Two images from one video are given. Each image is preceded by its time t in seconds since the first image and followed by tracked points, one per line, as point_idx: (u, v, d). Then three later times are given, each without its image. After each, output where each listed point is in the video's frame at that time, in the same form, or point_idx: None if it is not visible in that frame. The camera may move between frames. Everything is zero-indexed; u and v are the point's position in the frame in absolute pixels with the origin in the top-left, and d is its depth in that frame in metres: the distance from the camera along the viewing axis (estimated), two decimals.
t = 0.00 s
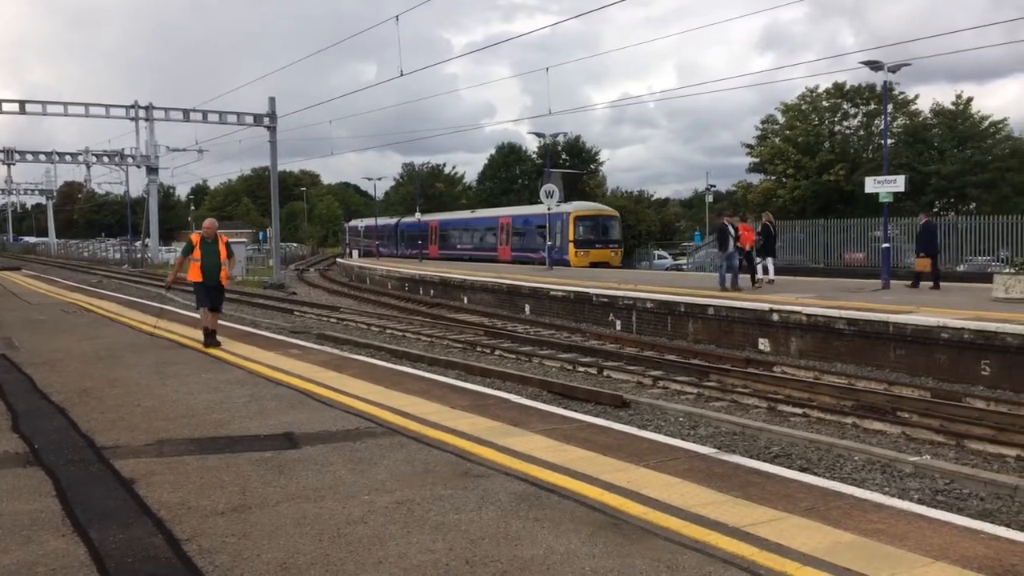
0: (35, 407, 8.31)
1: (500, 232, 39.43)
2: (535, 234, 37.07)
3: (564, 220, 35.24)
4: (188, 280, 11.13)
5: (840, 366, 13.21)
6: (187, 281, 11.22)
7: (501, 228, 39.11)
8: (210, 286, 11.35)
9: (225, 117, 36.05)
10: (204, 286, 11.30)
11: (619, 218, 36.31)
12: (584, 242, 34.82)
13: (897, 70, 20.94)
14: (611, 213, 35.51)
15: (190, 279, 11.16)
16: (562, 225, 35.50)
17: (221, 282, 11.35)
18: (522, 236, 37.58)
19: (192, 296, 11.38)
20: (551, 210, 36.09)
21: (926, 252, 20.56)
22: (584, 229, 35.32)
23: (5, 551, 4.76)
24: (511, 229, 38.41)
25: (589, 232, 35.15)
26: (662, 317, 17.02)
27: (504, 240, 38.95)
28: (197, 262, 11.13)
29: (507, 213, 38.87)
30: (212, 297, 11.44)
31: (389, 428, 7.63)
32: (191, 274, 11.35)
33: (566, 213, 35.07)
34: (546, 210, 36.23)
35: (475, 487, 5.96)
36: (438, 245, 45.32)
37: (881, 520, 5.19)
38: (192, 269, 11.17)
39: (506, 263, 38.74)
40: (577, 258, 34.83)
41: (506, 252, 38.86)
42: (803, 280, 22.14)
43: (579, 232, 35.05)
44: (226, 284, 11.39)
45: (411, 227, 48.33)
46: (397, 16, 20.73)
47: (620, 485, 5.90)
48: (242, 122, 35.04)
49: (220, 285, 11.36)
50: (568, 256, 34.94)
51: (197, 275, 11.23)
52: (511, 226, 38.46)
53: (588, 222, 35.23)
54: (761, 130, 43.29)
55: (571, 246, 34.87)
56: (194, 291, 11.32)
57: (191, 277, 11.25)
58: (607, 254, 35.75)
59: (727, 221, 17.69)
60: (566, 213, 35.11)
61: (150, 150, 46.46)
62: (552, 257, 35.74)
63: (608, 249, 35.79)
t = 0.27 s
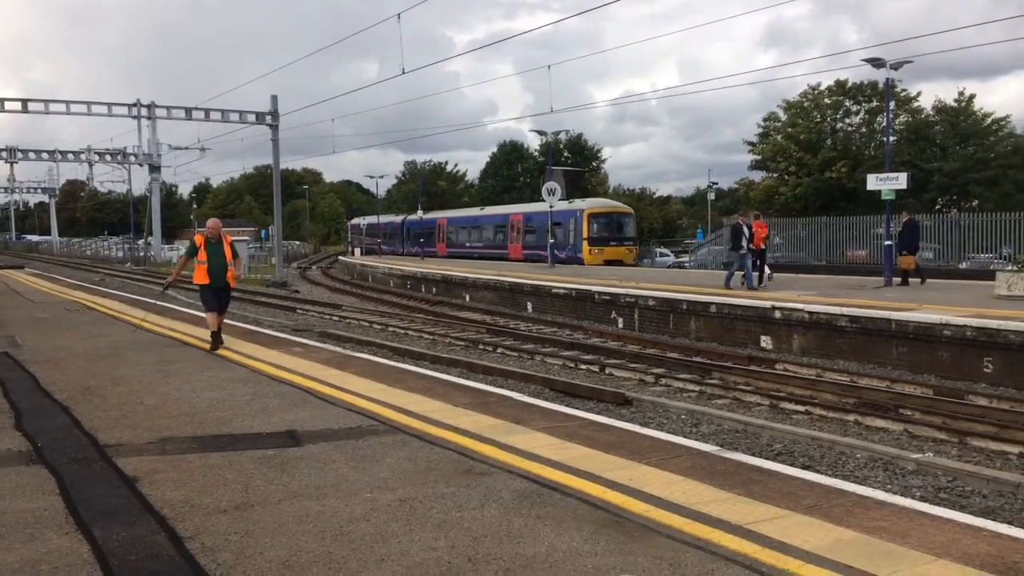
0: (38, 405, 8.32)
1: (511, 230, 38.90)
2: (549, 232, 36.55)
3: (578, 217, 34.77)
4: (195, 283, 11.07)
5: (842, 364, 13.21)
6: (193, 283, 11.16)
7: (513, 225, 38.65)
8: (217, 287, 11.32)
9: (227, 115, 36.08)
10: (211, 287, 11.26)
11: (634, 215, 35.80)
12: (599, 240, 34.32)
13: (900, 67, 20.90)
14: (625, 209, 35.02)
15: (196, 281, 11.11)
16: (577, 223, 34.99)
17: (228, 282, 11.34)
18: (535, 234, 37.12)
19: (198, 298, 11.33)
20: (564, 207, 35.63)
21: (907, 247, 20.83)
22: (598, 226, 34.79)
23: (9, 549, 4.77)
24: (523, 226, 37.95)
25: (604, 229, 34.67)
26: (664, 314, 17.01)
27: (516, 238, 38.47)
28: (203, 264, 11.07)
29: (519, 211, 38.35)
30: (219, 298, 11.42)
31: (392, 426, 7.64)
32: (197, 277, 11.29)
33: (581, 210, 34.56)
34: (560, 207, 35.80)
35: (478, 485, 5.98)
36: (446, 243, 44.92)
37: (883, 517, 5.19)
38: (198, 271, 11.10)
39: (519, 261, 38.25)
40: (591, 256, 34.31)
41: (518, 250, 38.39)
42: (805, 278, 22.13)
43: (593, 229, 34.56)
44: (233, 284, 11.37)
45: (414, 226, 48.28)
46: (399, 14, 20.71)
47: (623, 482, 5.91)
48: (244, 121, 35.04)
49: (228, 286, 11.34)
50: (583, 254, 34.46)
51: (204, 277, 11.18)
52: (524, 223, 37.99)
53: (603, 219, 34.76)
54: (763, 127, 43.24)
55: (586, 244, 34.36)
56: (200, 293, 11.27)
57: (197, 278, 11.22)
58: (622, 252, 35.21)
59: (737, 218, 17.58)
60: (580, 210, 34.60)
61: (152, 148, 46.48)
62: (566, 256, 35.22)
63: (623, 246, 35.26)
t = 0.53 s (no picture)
0: (39, 405, 8.32)
1: (523, 228, 38.28)
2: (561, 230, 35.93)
3: (592, 215, 34.15)
4: (198, 281, 10.97)
5: (844, 362, 13.20)
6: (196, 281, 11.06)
7: (524, 224, 38.08)
8: (220, 285, 11.24)
9: (228, 114, 36.08)
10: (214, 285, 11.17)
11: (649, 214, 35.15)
12: (613, 239, 33.68)
13: (901, 65, 20.88)
14: (640, 207, 34.40)
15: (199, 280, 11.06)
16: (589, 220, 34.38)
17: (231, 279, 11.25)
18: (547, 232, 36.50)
19: (201, 296, 11.24)
20: (577, 205, 35.03)
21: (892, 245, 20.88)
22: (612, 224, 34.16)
23: (9, 548, 4.77)
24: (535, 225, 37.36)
25: (618, 228, 34.04)
26: (665, 313, 17.00)
27: (528, 238, 37.87)
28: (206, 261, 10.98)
29: (530, 208, 37.76)
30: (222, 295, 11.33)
31: (393, 425, 7.63)
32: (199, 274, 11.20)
33: (594, 208, 33.95)
34: (573, 205, 35.18)
35: (478, 484, 5.97)
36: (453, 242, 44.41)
37: (884, 516, 5.19)
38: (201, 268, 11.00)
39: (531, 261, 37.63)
40: (605, 255, 33.69)
41: (529, 250, 37.79)
42: (807, 277, 22.10)
43: (607, 228, 33.94)
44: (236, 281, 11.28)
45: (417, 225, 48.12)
46: (399, 13, 20.70)
47: (624, 481, 5.90)
48: (245, 120, 35.05)
49: (231, 283, 11.26)
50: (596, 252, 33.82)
51: (206, 275, 11.09)
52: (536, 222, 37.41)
53: (617, 217, 34.12)
54: (765, 126, 43.20)
55: (599, 242, 33.75)
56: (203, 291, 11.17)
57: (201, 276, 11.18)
58: (636, 252, 34.56)
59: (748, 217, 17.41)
60: (593, 208, 34.00)
61: (153, 147, 46.50)
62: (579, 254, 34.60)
63: (637, 245, 34.61)
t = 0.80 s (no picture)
0: (35, 406, 8.31)
1: (530, 227, 37.42)
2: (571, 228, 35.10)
3: (603, 213, 33.30)
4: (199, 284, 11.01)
5: (842, 360, 13.21)
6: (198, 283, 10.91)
7: (532, 222, 37.27)
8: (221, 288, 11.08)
9: (226, 114, 36.02)
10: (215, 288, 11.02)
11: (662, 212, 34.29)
12: (625, 237, 32.82)
13: (899, 64, 20.89)
14: (652, 205, 33.56)
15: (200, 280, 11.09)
16: (600, 219, 33.56)
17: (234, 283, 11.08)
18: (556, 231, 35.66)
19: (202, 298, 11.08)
20: (588, 203, 34.19)
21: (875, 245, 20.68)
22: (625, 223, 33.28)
23: (7, 549, 4.77)
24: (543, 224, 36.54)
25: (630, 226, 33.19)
26: (663, 311, 17.00)
27: (536, 236, 37.06)
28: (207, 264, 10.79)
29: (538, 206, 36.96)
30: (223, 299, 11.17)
31: (391, 424, 7.63)
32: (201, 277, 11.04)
33: (605, 206, 33.11)
34: (584, 203, 34.33)
35: (476, 483, 5.97)
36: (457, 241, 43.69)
37: (882, 514, 5.19)
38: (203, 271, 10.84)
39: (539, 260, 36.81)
40: (617, 254, 32.84)
41: (537, 249, 36.96)
42: (805, 274, 22.11)
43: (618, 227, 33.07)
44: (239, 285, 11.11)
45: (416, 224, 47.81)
46: (396, 14, 20.69)
47: (622, 480, 5.90)
48: (242, 119, 35.02)
49: (232, 287, 11.10)
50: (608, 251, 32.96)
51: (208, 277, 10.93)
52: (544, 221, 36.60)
53: (628, 215, 33.23)
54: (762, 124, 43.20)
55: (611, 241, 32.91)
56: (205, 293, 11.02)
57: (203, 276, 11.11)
58: (649, 250, 33.70)
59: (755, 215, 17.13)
60: (604, 206, 33.15)
61: (150, 147, 46.46)
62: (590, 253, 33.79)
63: (649, 244, 33.75)
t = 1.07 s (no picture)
0: (27, 408, 8.27)
1: (534, 227, 36.85)
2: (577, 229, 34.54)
3: (610, 213, 32.80)
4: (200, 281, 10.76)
5: (835, 360, 13.23)
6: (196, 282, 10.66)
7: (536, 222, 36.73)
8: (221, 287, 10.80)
9: (219, 115, 35.92)
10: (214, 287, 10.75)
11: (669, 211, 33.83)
12: (634, 238, 32.33)
13: (892, 65, 20.96)
14: (659, 204, 33.10)
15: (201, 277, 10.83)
16: (608, 219, 33.02)
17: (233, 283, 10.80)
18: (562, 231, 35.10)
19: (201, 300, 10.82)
20: (595, 203, 33.67)
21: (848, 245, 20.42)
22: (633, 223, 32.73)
23: None
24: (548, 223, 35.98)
25: (638, 226, 32.71)
26: (657, 312, 17.02)
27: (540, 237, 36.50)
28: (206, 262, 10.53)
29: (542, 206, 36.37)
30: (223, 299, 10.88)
31: (385, 425, 7.63)
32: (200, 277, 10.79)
33: (613, 206, 32.56)
34: (591, 203, 33.79)
35: (470, 485, 5.97)
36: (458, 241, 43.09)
37: (874, 514, 5.20)
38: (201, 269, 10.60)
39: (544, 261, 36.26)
40: (625, 255, 32.31)
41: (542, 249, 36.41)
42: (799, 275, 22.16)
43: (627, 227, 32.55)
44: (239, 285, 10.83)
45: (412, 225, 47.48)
46: (389, 15, 20.68)
47: (615, 481, 5.91)
48: (235, 120, 34.94)
49: (232, 286, 10.82)
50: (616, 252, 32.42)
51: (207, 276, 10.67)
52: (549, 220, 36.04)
53: (636, 216, 32.71)
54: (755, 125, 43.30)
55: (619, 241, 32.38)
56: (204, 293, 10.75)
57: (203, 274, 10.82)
58: (656, 250, 33.24)
59: (761, 216, 16.62)
60: (613, 206, 32.60)
61: (143, 148, 46.31)
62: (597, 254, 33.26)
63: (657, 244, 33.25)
